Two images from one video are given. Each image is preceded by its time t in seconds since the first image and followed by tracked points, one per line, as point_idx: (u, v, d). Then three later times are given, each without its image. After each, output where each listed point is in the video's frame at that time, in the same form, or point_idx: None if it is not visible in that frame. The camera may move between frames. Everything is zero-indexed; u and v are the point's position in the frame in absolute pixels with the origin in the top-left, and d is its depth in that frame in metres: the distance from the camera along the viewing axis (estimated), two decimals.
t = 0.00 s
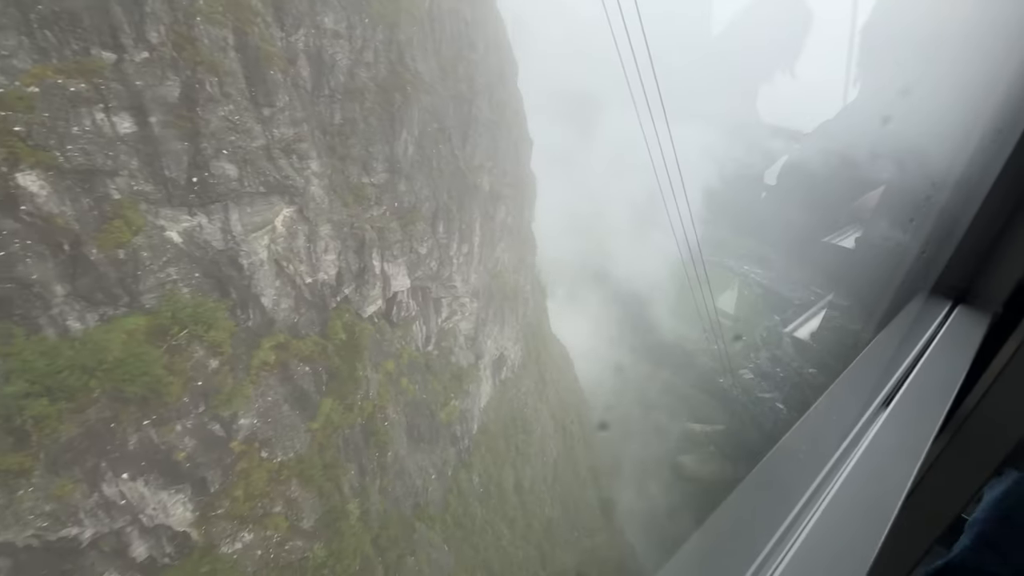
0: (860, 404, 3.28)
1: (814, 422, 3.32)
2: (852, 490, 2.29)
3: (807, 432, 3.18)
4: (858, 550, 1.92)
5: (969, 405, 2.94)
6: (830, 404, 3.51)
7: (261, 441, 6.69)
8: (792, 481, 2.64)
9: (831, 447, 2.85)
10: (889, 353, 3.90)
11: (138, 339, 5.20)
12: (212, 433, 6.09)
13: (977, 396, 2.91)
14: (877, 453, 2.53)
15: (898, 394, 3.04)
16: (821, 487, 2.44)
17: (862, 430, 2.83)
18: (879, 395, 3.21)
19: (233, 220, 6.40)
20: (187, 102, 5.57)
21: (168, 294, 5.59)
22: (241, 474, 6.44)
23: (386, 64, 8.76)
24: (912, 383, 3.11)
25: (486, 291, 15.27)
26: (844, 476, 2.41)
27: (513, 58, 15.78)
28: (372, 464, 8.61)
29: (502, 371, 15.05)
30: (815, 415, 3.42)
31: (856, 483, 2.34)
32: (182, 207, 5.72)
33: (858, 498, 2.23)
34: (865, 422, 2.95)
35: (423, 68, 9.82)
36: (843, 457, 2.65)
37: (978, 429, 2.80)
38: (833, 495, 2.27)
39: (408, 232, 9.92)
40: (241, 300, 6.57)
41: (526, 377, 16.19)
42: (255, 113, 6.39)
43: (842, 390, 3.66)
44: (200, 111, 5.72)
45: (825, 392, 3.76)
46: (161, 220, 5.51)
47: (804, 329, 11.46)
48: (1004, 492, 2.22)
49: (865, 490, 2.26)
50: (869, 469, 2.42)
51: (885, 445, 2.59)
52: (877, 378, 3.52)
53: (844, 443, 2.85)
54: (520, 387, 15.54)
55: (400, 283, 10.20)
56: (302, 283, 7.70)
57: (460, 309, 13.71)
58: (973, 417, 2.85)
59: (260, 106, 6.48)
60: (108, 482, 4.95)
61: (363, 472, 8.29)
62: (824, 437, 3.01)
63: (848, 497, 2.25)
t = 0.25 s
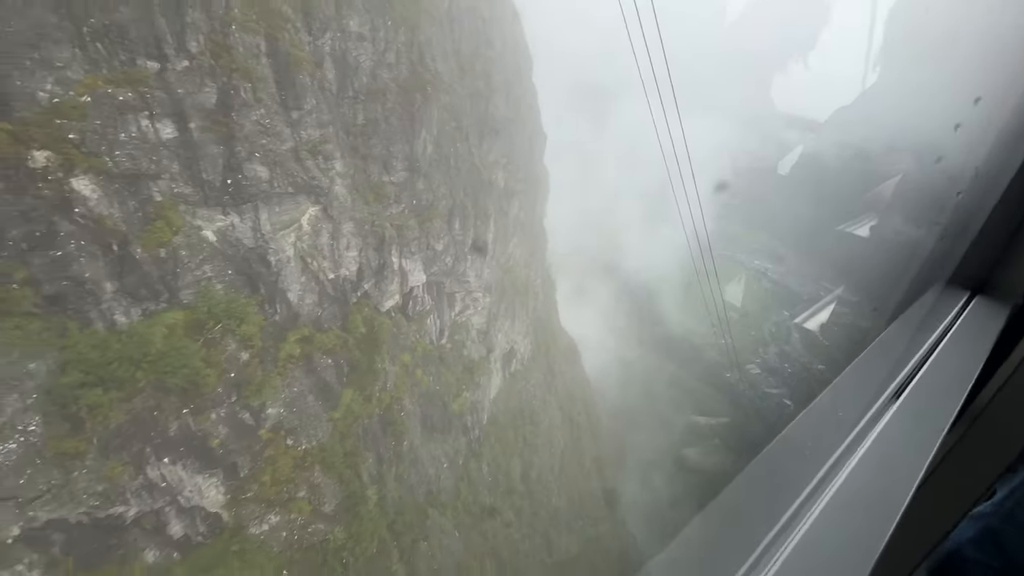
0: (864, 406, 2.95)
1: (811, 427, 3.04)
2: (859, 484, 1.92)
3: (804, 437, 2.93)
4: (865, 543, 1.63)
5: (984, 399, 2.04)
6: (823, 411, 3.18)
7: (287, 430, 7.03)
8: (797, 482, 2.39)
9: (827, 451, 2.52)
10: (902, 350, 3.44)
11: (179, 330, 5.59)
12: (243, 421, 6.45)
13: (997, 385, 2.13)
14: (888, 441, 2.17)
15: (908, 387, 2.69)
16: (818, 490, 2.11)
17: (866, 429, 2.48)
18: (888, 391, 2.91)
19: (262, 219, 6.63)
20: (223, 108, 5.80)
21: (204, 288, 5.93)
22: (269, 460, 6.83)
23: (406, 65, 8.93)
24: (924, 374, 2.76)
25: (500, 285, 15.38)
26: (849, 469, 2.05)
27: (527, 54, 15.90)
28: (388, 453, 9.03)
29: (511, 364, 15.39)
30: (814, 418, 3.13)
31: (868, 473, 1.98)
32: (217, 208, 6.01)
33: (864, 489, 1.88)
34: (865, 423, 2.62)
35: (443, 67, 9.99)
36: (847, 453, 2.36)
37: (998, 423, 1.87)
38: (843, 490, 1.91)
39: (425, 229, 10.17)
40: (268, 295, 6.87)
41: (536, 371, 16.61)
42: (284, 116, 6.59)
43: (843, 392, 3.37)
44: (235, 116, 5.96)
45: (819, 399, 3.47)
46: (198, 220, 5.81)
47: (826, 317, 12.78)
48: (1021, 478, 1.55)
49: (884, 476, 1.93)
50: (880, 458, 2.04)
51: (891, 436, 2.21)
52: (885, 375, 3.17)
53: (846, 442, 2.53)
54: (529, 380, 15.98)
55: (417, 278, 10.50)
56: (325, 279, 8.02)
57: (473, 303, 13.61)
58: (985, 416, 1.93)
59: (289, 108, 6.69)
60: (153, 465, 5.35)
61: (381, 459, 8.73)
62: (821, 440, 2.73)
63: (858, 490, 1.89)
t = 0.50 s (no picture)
0: (875, 408, 3.75)
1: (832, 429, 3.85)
2: (879, 463, 2.59)
3: (827, 437, 3.70)
4: (879, 539, 2.03)
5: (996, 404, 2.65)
6: (845, 416, 4.04)
7: (310, 426, 7.31)
8: (810, 479, 2.99)
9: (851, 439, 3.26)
10: (892, 368, 4.50)
11: (213, 332, 5.91)
12: (271, 418, 6.76)
13: (1008, 392, 2.46)
14: (894, 445, 2.70)
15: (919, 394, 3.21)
16: (844, 467, 2.81)
17: (879, 424, 3.19)
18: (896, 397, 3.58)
19: (290, 225, 6.87)
20: (256, 120, 6.06)
21: (236, 291, 6.18)
22: (294, 455, 7.14)
23: (426, 73, 9.16)
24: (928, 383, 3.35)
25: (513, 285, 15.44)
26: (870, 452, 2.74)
27: (540, 56, 16.05)
28: (404, 449, 9.33)
29: (520, 363, 15.60)
30: (835, 425, 3.92)
31: (886, 454, 2.66)
32: (249, 215, 6.26)
33: (881, 465, 2.54)
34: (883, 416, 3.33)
35: (460, 75, 10.24)
36: (865, 443, 3.00)
37: (1008, 430, 2.12)
38: (861, 466, 2.61)
39: (442, 232, 10.45)
40: (295, 298, 7.15)
41: (543, 369, 16.92)
42: (311, 126, 6.79)
43: (854, 406, 4.20)
44: (267, 127, 6.22)
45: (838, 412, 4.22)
46: (232, 227, 6.03)
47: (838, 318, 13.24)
48: None
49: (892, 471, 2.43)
50: (896, 442, 2.73)
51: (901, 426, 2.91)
52: (892, 385, 3.99)
53: (863, 435, 3.22)
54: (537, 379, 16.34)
55: (432, 280, 10.77)
56: (348, 281, 8.29)
57: (485, 303, 13.71)
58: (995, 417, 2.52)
59: (316, 119, 6.90)
60: (188, 459, 5.71)
61: (397, 456, 9.15)
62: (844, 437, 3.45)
63: (876, 467, 2.56)
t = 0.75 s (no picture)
0: (886, 401, 3.16)
1: (834, 418, 3.36)
2: (874, 491, 2.14)
3: (828, 428, 3.18)
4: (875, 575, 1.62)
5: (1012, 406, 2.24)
6: (851, 403, 3.51)
7: (332, 425, 7.61)
8: (797, 488, 2.54)
9: (852, 443, 2.74)
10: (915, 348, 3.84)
11: (245, 337, 6.18)
12: (295, 417, 7.03)
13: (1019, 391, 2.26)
14: (898, 460, 2.26)
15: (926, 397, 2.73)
16: (840, 485, 2.34)
17: (890, 430, 2.65)
18: (911, 394, 2.98)
19: (314, 232, 7.04)
20: (284, 133, 6.26)
21: (264, 296, 6.45)
22: (316, 452, 7.43)
23: (442, 81, 9.38)
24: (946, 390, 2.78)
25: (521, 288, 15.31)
26: (872, 474, 2.26)
27: (552, 60, 16.20)
28: (419, 446, 9.63)
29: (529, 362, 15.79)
30: (835, 414, 3.40)
31: (890, 480, 2.18)
32: (277, 223, 6.48)
33: (878, 497, 2.09)
34: (893, 418, 2.78)
35: (476, 82, 10.45)
36: (868, 454, 2.49)
37: None
38: (857, 495, 2.15)
39: (456, 236, 10.70)
40: (319, 301, 7.43)
41: (552, 367, 17.12)
42: (335, 136, 7.04)
43: (866, 389, 3.65)
44: (295, 139, 6.40)
45: (842, 398, 3.72)
46: (262, 235, 6.29)
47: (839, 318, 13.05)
48: None
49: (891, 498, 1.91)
50: (906, 467, 2.22)
51: (914, 445, 2.36)
52: (911, 373, 3.36)
53: (869, 441, 2.69)
54: (547, 377, 16.60)
55: (447, 282, 11.02)
56: (367, 284, 8.55)
57: (496, 305, 13.64)
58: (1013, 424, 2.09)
59: (339, 129, 7.15)
60: (219, 456, 5.98)
61: (414, 452, 9.51)
62: (846, 434, 2.93)
63: (870, 497, 2.11)
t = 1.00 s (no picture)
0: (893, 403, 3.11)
1: (839, 422, 3.33)
2: (880, 496, 2.09)
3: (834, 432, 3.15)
4: None
5: None
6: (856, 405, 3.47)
7: (349, 427, 7.88)
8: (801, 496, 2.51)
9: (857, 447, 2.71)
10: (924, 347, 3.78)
11: (270, 343, 6.43)
12: (315, 419, 7.28)
13: None
14: (904, 467, 2.23)
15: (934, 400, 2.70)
16: (844, 490, 2.30)
17: (895, 433, 2.60)
18: (918, 395, 2.91)
19: (334, 241, 7.31)
20: (308, 148, 6.53)
21: (286, 304, 6.71)
22: (334, 453, 7.69)
23: (455, 92, 9.62)
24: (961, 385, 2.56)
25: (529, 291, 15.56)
26: (877, 476, 2.23)
27: (559, 66, 16.38)
28: (430, 447, 9.89)
29: (537, 364, 15.91)
30: (841, 417, 3.37)
31: (896, 484, 2.15)
32: (300, 234, 6.74)
33: (886, 503, 2.05)
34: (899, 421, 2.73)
35: (488, 92, 10.70)
36: (874, 457, 2.45)
37: None
38: (863, 500, 2.11)
39: (467, 242, 10.95)
40: (337, 308, 7.69)
41: (559, 368, 17.26)
42: (354, 149, 7.30)
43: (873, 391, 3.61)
44: (318, 154, 6.68)
45: (849, 402, 3.68)
46: (286, 246, 6.55)
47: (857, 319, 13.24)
48: None
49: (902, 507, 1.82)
50: (913, 473, 2.18)
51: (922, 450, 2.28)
52: (918, 374, 3.30)
53: (874, 445, 2.65)
54: (554, 378, 16.75)
55: (458, 287, 11.26)
56: (382, 290, 8.79)
57: (504, 308, 13.89)
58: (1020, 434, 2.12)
59: (358, 142, 7.40)
60: (245, 458, 6.20)
61: (427, 452, 9.80)
62: (851, 438, 2.90)
63: (877, 502, 2.06)
